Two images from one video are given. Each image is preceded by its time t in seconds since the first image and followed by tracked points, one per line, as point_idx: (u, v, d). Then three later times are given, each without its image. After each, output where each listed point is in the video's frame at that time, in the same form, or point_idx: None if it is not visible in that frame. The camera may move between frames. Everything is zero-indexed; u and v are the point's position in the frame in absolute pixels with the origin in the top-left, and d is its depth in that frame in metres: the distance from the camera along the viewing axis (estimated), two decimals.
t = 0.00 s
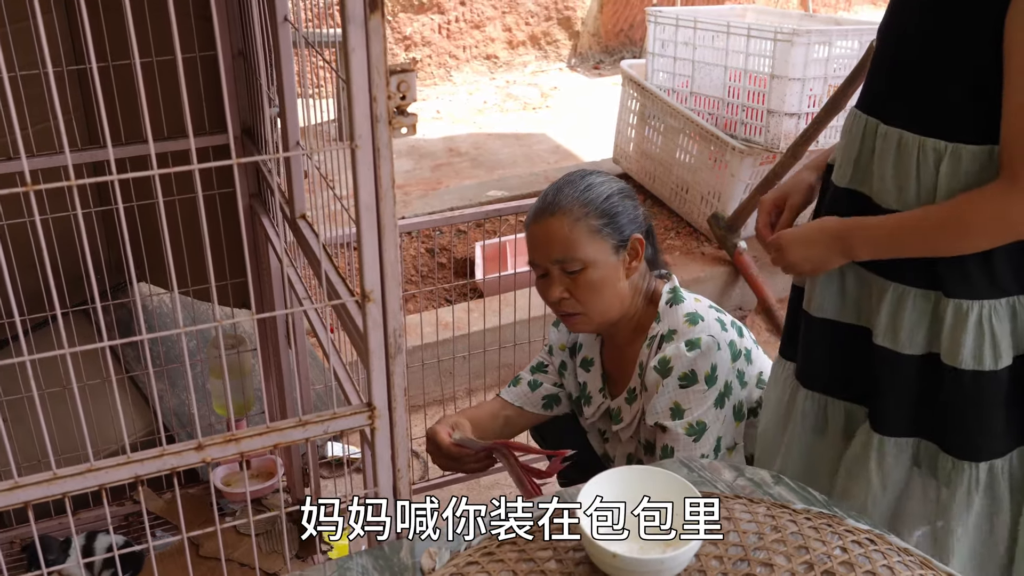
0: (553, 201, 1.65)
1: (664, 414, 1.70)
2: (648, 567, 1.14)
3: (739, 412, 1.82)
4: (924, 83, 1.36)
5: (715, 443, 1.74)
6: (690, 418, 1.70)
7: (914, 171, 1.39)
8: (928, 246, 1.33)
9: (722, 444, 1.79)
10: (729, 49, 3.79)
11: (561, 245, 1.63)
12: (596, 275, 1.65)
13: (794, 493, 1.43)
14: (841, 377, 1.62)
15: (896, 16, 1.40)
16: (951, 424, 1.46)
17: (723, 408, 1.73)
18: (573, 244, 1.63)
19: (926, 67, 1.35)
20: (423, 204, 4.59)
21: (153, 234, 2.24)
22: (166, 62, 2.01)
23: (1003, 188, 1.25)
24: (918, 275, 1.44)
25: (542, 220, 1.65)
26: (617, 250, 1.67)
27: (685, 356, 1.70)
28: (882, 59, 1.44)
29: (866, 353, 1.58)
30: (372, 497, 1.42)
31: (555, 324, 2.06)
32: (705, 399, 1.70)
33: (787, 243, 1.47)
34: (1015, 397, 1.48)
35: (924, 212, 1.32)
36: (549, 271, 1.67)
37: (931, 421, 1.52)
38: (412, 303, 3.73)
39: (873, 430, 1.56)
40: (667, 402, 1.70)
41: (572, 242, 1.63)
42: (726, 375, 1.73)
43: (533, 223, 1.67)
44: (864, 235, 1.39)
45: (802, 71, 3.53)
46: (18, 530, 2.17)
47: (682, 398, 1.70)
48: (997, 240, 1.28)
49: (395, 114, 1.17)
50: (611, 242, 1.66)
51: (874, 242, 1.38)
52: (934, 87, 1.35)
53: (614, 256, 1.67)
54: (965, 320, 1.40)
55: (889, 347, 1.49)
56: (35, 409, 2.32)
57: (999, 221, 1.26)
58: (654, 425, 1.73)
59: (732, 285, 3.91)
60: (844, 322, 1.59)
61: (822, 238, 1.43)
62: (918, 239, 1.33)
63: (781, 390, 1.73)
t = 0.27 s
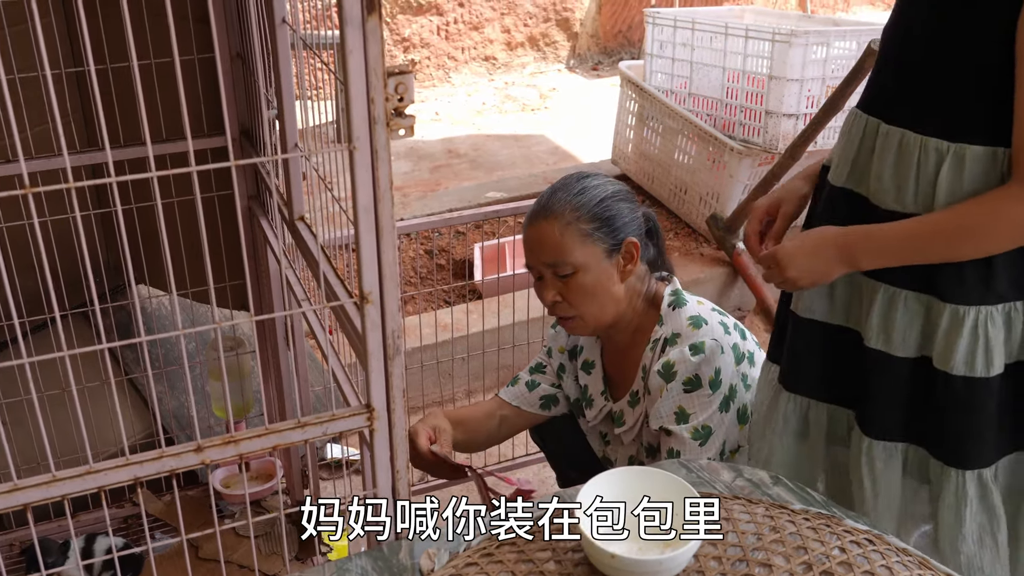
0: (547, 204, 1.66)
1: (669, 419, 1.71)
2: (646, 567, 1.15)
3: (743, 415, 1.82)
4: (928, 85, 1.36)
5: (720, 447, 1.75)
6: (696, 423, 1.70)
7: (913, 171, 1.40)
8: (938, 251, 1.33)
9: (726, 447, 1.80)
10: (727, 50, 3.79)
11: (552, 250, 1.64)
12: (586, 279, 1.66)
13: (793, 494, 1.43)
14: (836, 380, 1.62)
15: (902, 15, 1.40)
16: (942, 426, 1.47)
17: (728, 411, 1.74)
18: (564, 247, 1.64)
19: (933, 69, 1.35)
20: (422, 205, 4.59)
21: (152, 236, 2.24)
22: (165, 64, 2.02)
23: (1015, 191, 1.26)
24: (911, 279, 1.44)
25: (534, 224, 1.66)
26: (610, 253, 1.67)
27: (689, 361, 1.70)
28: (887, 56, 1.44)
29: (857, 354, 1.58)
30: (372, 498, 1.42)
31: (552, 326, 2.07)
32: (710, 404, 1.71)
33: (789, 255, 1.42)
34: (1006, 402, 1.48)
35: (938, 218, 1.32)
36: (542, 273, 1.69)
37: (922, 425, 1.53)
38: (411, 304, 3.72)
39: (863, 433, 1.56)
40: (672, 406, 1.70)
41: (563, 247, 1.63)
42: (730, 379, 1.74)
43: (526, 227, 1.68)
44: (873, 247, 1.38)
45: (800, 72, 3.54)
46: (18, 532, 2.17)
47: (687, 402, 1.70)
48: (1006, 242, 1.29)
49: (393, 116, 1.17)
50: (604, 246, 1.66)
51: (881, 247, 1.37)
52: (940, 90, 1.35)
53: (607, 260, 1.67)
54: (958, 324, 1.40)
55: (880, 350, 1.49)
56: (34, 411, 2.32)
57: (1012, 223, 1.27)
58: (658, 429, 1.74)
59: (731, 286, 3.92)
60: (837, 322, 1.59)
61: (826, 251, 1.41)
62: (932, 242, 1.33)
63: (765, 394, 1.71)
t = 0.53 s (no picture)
0: (543, 202, 1.66)
1: (672, 416, 1.71)
2: (647, 566, 1.15)
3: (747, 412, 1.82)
4: (936, 84, 1.36)
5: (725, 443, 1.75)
6: (699, 420, 1.71)
7: (910, 168, 1.40)
8: (933, 248, 1.33)
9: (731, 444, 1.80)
10: (727, 49, 3.79)
11: (548, 247, 1.65)
12: (583, 276, 1.66)
13: (793, 492, 1.43)
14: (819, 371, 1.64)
15: (919, 12, 1.39)
16: (918, 423, 1.48)
17: (732, 409, 1.74)
18: (560, 244, 1.64)
19: (943, 68, 1.35)
20: (422, 205, 4.59)
21: (153, 236, 2.24)
22: (165, 64, 2.02)
23: (1011, 195, 1.25)
24: (905, 276, 1.44)
25: (532, 222, 1.67)
26: (607, 249, 1.67)
27: (693, 359, 1.70)
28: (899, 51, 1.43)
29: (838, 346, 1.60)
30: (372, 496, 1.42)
31: (553, 325, 2.08)
32: (714, 402, 1.71)
33: (791, 242, 1.47)
34: (986, 401, 1.48)
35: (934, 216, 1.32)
36: (541, 270, 1.70)
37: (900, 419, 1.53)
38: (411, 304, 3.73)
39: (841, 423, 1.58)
40: (675, 404, 1.70)
41: (558, 244, 1.64)
42: (733, 377, 1.74)
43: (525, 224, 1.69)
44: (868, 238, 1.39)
45: (800, 71, 3.54)
46: (19, 531, 2.17)
47: (691, 400, 1.70)
48: (1002, 246, 1.29)
49: (393, 115, 1.17)
50: (601, 242, 1.66)
51: (877, 240, 1.38)
52: (947, 89, 1.35)
53: (604, 256, 1.67)
54: (942, 323, 1.41)
55: (864, 342, 1.50)
56: (35, 410, 2.33)
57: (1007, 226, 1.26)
58: (661, 427, 1.74)
59: (731, 285, 3.92)
60: (823, 315, 1.60)
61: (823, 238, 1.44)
62: (926, 238, 1.33)
63: (755, 388, 1.72)
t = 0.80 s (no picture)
0: (540, 202, 1.67)
1: (674, 410, 1.70)
2: (647, 564, 1.15)
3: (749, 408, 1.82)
4: (923, 83, 1.35)
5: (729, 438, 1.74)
6: (700, 413, 1.70)
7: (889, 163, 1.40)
8: (902, 249, 1.33)
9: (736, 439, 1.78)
10: (727, 49, 3.79)
11: (546, 246, 1.65)
12: (580, 274, 1.67)
13: (792, 491, 1.43)
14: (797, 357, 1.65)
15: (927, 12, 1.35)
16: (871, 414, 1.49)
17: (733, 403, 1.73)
18: (557, 244, 1.65)
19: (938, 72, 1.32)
20: (422, 205, 4.60)
21: (153, 236, 2.24)
22: (166, 64, 2.02)
23: (974, 204, 1.24)
24: (877, 272, 1.45)
25: (529, 222, 1.68)
26: (604, 248, 1.68)
27: (691, 353, 1.70)
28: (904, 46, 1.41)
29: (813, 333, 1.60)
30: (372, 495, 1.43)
31: (554, 325, 2.08)
32: (714, 395, 1.70)
33: (778, 231, 1.50)
34: (944, 401, 1.47)
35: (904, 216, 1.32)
36: (538, 270, 1.71)
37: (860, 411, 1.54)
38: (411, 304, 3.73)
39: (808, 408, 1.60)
40: (676, 398, 1.70)
41: (556, 244, 1.65)
42: (733, 371, 1.73)
43: (523, 225, 1.70)
44: (843, 233, 1.40)
45: (800, 71, 3.54)
46: (20, 531, 2.17)
47: (691, 394, 1.70)
48: (964, 254, 1.28)
49: (393, 114, 1.17)
50: (597, 241, 1.67)
51: (853, 237, 1.39)
52: (938, 94, 1.33)
53: (601, 255, 1.68)
54: (901, 317, 1.41)
55: (833, 331, 1.52)
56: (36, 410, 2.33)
57: (970, 236, 1.25)
58: (663, 422, 1.74)
59: (731, 285, 3.92)
60: (805, 302, 1.61)
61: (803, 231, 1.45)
62: (895, 239, 1.33)
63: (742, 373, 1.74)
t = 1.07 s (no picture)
0: (540, 204, 1.67)
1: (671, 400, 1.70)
2: (648, 565, 1.15)
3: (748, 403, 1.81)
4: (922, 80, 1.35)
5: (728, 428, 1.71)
6: (698, 402, 1.68)
7: (886, 159, 1.41)
8: (887, 243, 1.35)
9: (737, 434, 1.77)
10: (727, 50, 3.80)
11: (546, 248, 1.66)
12: (580, 275, 1.67)
13: (793, 491, 1.44)
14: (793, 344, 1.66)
15: (935, 9, 1.33)
16: (853, 404, 1.49)
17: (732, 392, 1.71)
18: (557, 246, 1.65)
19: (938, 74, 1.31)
20: (423, 207, 4.60)
21: (155, 238, 2.24)
22: (167, 66, 2.03)
23: (950, 205, 1.24)
24: (873, 263, 1.44)
25: (529, 223, 1.68)
26: (603, 249, 1.68)
27: (687, 343, 1.70)
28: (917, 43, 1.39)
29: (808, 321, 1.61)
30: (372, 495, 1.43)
31: (556, 327, 2.09)
32: (711, 383, 1.69)
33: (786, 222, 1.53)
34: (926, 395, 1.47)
35: (891, 211, 1.33)
36: (538, 271, 1.71)
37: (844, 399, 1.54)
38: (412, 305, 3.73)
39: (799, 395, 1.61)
40: (672, 388, 1.70)
41: (556, 246, 1.65)
42: (731, 361, 1.72)
43: (523, 226, 1.70)
44: (836, 225, 1.43)
45: (800, 72, 3.55)
46: (22, 533, 2.17)
47: (687, 384, 1.69)
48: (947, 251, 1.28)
49: (393, 116, 1.18)
50: (597, 242, 1.67)
51: (847, 230, 1.41)
52: (937, 96, 1.32)
53: (600, 255, 1.68)
54: (889, 309, 1.41)
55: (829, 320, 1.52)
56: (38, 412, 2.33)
57: (945, 236, 1.26)
58: (662, 414, 1.74)
59: (732, 285, 3.92)
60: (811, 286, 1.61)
61: (801, 221, 1.49)
62: (885, 234, 1.34)
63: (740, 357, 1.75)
